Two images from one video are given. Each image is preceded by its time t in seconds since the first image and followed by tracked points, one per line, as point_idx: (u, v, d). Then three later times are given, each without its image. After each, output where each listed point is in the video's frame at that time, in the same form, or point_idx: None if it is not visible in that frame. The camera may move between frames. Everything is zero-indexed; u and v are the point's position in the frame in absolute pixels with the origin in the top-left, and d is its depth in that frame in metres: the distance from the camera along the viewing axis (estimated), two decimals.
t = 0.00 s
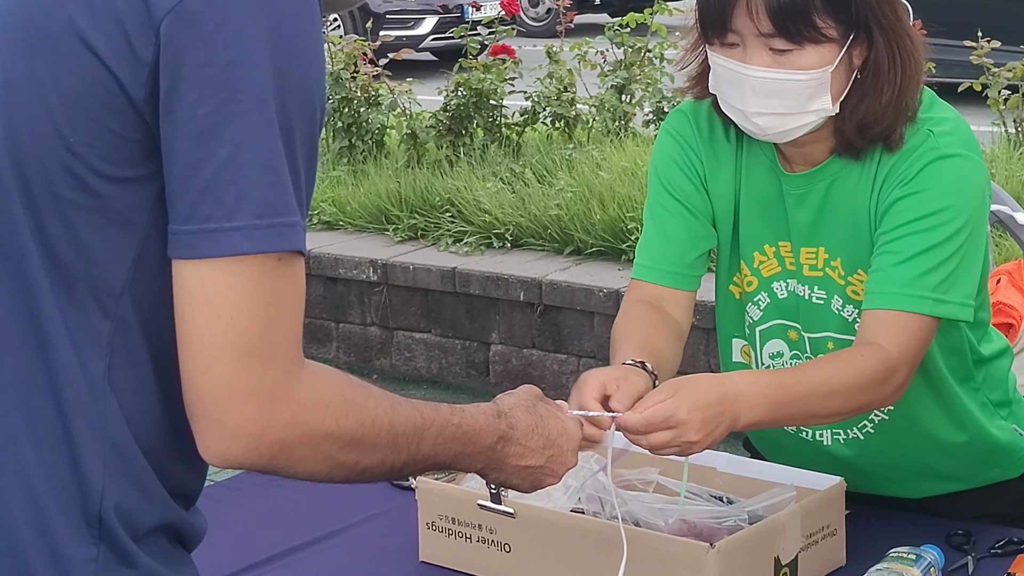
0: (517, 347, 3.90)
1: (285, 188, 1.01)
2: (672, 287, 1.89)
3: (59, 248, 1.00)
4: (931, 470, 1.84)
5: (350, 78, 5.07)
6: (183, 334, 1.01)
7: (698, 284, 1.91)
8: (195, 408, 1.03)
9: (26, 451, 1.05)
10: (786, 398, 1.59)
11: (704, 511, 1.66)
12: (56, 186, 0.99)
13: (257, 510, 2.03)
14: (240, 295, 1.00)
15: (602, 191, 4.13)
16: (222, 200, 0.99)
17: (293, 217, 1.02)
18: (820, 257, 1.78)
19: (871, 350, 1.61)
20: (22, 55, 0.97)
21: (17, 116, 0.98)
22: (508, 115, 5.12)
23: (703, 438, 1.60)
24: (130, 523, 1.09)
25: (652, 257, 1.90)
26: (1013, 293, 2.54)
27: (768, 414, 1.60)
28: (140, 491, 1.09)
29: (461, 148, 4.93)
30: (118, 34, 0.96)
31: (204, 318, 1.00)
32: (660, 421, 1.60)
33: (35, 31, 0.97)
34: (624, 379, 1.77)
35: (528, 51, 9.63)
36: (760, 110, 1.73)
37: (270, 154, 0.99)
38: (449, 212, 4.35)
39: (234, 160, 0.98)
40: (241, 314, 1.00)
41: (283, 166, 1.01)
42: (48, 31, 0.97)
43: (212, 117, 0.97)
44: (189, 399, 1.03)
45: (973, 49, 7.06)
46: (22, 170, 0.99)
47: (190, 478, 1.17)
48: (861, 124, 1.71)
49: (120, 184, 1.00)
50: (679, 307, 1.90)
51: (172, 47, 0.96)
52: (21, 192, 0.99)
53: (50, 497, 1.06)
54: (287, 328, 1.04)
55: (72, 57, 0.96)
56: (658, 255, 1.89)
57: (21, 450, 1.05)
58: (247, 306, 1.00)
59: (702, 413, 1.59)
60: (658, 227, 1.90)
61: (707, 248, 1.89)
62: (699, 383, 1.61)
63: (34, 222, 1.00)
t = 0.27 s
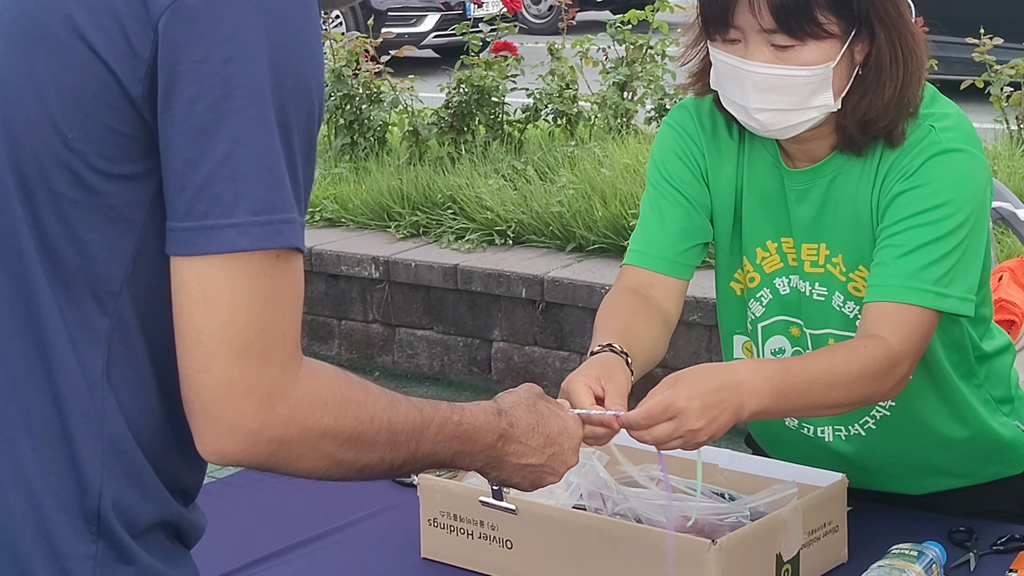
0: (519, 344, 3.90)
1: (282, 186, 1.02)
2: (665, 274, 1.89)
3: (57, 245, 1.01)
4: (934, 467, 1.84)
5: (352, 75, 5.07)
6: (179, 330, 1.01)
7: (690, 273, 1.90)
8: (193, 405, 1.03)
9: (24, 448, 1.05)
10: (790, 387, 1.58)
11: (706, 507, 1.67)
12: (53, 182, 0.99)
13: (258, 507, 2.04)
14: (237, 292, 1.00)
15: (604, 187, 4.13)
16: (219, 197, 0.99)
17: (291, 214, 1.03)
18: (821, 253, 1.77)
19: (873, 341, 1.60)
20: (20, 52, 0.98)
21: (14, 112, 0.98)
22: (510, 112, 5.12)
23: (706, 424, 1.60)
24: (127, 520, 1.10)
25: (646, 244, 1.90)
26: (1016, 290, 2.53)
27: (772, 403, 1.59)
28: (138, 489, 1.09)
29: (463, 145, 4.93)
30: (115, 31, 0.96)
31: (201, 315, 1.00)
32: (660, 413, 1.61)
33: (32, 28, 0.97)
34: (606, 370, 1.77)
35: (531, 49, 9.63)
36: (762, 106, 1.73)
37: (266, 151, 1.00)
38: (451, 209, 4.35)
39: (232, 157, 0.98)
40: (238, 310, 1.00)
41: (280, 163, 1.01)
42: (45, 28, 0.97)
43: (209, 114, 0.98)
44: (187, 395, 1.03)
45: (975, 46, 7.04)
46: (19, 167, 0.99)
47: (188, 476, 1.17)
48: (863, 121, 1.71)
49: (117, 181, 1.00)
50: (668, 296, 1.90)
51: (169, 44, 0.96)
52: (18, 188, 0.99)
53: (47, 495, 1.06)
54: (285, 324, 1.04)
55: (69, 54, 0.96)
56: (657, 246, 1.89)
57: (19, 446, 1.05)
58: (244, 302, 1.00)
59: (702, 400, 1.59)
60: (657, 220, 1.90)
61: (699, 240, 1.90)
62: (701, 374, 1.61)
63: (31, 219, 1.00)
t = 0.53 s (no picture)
0: (521, 341, 3.90)
1: (284, 182, 1.01)
2: (665, 270, 1.89)
3: (60, 242, 1.00)
4: (937, 465, 1.84)
5: (355, 72, 5.07)
6: (181, 327, 1.01)
7: (691, 270, 1.90)
8: (195, 403, 1.03)
9: (26, 444, 1.05)
10: (803, 366, 1.59)
11: (709, 504, 1.66)
12: (54, 178, 0.99)
13: (261, 503, 2.04)
14: (239, 288, 1.00)
15: (606, 185, 4.13)
16: (221, 193, 0.99)
17: (292, 211, 1.02)
18: (824, 251, 1.77)
19: (884, 341, 1.60)
20: (21, 49, 0.97)
21: (13, 107, 0.97)
22: (513, 109, 5.12)
23: (726, 394, 1.59)
24: (130, 516, 1.10)
25: (647, 240, 1.89)
26: (1018, 287, 2.54)
27: (790, 375, 1.59)
28: (141, 485, 1.09)
29: (466, 142, 4.92)
30: (117, 26, 0.96)
31: (202, 312, 1.00)
32: (681, 391, 1.62)
33: (34, 25, 0.97)
34: (609, 368, 1.77)
35: (533, 46, 9.63)
36: (764, 104, 1.72)
37: (268, 148, 1.00)
38: (453, 206, 4.35)
39: (234, 153, 0.98)
40: (240, 307, 1.00)
41: (283, 159, 1.01)
42: (47, 25, 0.97)
43: (212, 110, 0.97)
44: (188, 393, 1.03)
45: (978, 43, 7.04)
46: (21, 162, 0.98)
47: (193, 471, 1.17)
48: (866, 120, 1.71)
49: (119, 176, 1.00)
50: (668, 292, 1.89)
51: (171, 40, 0.96)
52: (20, 184, 0.99)
53: (51, 490, 1.06)
54: (287, 322, 1.04)
55: (72, 50, 0.96)
56: (660, 243, 1.88)
57: (21, 442, 1.05)
58: (247, 299, 1.00)
59: (718, 369, 1.61)
60: (659, 217, 1.89)
61: (700, 237, 1.89)
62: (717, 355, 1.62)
63: (34, 215, 1.00)
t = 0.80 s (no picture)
0: (521, 340, 3.90)
1: (281, 181, 1.02)
2: (665, 269, 1.89)
3: (57, 242, 1.01)
4: (935, 464, 1.84)
5: (354, 71, 5.07)
6: (179, 325, 1.01)
7: (690, 270, 1.91)
8: (192, 402, 1.03)
9: (22, 443, 1.05)
10: (794, 386, 1.59)
11: (707, 503, 1.67)
12: (51, 178, 0.99)
13: (259, 502, 2.04)
14: (236, 288, 1.00)
15: (606, 184, 4.13)
16: (218, 193, 0.99)
17: (290, 210, 1.03)
18: (822, 250, 1.77)
19: (876, 347, 1.61)
20: (18, 49, 0.97)
21: (10, 107, 0.97)
22: (512, 108, 5.12)
23: (719, 418, 1.60)
24: (127, 515, 1.10)
25: (646, 238, 1.90)
26: (1017, 286, 2.54)
27: (782, 399, 1.60)
28: (138, 485, 1.10)
29: (465, 142, 4.92)
30: (114, 26, 0.96)
31: (200, 311, 1.00)
32: (674, 414, 1.61)
33: (30, 25, 0.97)
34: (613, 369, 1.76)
35: (533, 45, 9.63)
36: (764, 103, 1.72)
37: (266, 147, 1.00)
38: (452, 205, 4.35)
39: (231, 152, 0.99)
40: (238, 306, 1.00)
41: (280, 158, 1.01)
42: (44, 25, 0.97)
43: (209, 110, 0.98)
44: (186, 391, 1.03)
45: (977, 43, 7.04)
46: (18, 162, 0.98)
47: (190, 471, 1.17)
48: (864, 119, 1.71)
49: (116, 176, 1.00)
50: (669, 291, 1.90)
51: (167, 40, 0.96)
52: (18, 185, 0.99)
53: (48, 490, 1.06)
54: (285, 320, 1.04)
55: (68, 51, 0.96)
56: (658, 241, 1.88)
57: (18, 441, 1.05)
58: (244, 298, 1.00)
59: (711, 395, 1.60)
60: (657, 215, 1.90)
61: (699, 236, 1.90)
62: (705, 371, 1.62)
63: (31, 215, 1.00)
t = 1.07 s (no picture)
0: (518, 341, 3.90)
1: (275, 182, 1.01)
2: (656, 269, 1.89)
3: (50, 243, 1.00)
4: (930, 464, 1.84)
5: (352, 71, 5.07)
6: (172, 325, 1.01)
7: (682, 270, 1.91)
8: (185, 402, 1.03)
9: (16, 445, 1.05)
10: (782, 391, 1.59)
11: (702, 505, 1.67)
12: (44, 179, 0.98)
13: (256, 503, 2.04)
14: (229, 287, 1.00)
15: (604, 184, 4.12)
16: (211, 194, 0.99)
17: (283, 211, 1.02)
18: (815, 250, 1.77)
19: (860, 342, 1.60)
20: (11, 50, 0.97)
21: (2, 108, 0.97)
22: (510, 108, 5.12)
23: (696, 439, 1.60)
24: (120, 517, 1.10)
25: (637, 239, 1.90)
26: (1014, 286, 2.54)
27: (763, 416, 1.61)
28: (131, 487, 1.10)
29: (463, 142, 4.92)
30: (106, 27, 0.96)
31: (193, 311, 0.99)
32: (650, 427, 1.61)
33: (22, 26, 0.97)
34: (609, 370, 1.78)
35: (532, 45, 9.63)
36: (758, 103, 1.73)
37: (258, 148, 1.00)
38: (450, 206, 4.35)
39: (224, 153, 0.98)
40: (230, 307, 1.00)
41: (273, 159, 1.01)
42: (36, 26, 0.97)
43: (202, 111, 0.98)
44: (178, 391, 1.03)
45: (976, 43, 7.04)
46: (11, 164, 0.98)
47: (185, 472, 1.17)
48: (857, 119, 1.71)
49: (109, 177, 1.00)
50: (661, 292, 1.90)
51: (160, 41, 0.96)
52: (11, 187, 0.99)
53: (41, 491, 1.06)
54: (277, 321, 1.04)
55: (61, 52, 0.96)
56: (649, 243, 1.89)
57: (12, 443, 1.05)
58: (237, 299, 1.00)
59: (692, 413, 1.59)
60: (649, 215, 1.90)
61: (692, 237, 1.90)
62: (691, 385, 1.61)
63: (24, 216, 1.00)
